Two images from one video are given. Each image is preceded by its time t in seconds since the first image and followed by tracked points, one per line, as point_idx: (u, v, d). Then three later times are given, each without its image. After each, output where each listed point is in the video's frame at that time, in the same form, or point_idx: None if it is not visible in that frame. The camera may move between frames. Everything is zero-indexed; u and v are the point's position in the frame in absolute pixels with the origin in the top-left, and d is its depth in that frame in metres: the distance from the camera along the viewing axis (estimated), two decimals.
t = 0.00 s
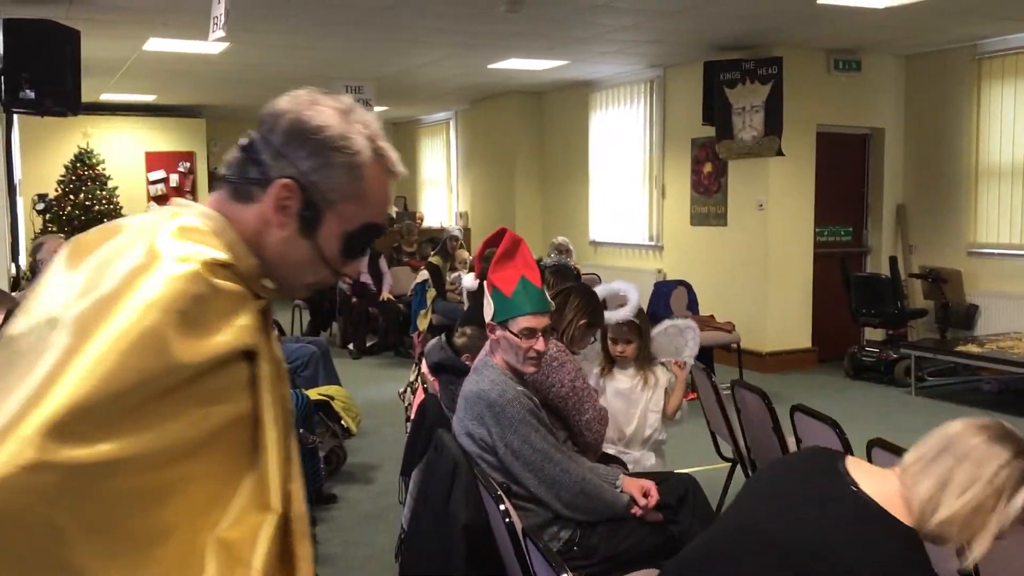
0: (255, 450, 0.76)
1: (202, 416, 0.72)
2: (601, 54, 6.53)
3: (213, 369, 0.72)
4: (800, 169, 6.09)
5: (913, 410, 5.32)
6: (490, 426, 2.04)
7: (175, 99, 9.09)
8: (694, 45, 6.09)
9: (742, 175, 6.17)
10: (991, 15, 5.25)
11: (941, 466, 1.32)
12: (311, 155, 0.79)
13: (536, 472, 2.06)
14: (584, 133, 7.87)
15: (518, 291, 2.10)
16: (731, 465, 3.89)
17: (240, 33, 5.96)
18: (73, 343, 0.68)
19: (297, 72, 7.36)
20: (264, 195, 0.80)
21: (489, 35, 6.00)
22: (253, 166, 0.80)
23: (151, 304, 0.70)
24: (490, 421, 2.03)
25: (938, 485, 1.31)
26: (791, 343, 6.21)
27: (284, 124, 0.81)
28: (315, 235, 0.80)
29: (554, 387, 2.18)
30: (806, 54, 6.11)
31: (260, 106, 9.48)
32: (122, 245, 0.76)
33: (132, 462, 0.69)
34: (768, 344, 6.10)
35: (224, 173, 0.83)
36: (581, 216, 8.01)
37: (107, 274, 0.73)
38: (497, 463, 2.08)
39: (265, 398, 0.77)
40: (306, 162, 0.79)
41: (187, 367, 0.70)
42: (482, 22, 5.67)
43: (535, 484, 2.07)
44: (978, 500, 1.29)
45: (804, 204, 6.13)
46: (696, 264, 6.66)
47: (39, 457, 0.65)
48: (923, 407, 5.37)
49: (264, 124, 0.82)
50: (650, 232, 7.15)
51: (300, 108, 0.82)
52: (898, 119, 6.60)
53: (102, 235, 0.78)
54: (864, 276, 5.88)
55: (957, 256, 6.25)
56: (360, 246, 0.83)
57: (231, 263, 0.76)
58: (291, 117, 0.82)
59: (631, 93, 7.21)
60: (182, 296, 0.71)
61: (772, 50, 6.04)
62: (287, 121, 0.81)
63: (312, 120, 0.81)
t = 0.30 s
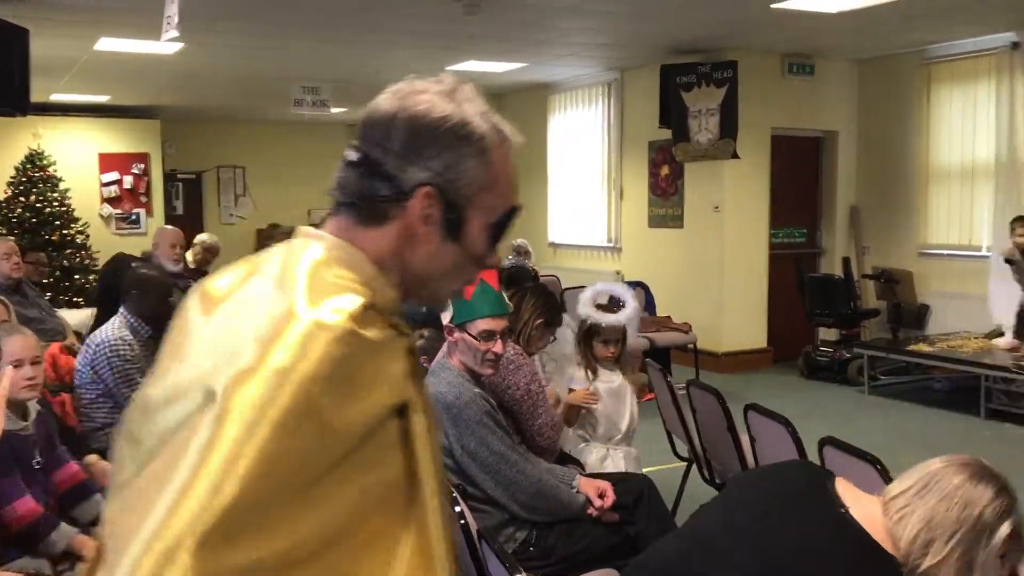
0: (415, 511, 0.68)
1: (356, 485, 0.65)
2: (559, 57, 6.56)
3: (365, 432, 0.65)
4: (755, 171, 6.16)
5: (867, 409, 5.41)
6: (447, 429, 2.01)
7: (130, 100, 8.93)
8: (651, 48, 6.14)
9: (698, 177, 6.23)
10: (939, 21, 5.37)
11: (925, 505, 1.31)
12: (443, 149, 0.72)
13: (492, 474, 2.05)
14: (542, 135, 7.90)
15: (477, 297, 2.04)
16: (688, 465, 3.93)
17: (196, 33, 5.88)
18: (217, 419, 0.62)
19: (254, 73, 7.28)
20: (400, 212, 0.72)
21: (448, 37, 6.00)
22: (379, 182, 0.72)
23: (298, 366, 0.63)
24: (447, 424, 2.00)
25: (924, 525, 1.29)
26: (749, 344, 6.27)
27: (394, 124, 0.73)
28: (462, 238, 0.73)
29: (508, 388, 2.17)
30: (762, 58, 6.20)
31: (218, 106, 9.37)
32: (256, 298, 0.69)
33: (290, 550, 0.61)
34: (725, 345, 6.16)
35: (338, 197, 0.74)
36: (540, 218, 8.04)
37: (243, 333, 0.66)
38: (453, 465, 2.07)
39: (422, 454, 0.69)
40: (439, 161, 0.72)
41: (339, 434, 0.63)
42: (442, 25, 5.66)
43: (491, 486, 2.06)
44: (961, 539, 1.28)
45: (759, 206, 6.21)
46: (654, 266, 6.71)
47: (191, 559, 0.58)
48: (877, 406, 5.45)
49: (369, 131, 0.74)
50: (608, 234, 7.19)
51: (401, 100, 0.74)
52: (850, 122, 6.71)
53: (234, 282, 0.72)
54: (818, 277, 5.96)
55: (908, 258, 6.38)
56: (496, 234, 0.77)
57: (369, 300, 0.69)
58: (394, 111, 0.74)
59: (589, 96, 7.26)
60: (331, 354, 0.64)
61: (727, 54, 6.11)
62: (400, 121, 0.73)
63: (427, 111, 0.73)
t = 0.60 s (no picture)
0: (487, 515, 0.59)
1: (393, 498, 0.55)
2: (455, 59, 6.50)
3: (417, 426, 0.56)
4: (649, 175, 6.24)
5: (758, 407, 5.54)
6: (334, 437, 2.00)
7: (3, 98, 8.41)
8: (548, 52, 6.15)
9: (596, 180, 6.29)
10: (824, 30, 5.56)
11: (805, 509, 1.50)
12: (545, 80, 0.62)
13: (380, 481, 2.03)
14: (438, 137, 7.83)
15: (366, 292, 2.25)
16: (581, 466, 3.92)
17: (74, 29, 5.57)
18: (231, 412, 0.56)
19: (138, 71, 6.96)
20: (507, 165, 0.62)
21: (343, 37, 5.86)
22: (476, 135, 0.61)
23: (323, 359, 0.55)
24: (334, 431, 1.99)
25: (804, 527, 1.48)
26: (644, 345, 6.35)
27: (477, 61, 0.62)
28: (574, 177, 0.65)
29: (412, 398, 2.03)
30: (656, 64, 6.29)
31: (99, 105, 8.92)
32: (308, 276, 0.61)
33: (314, 557, 0.54)
34: (622, 347, 6.23)
35: (418, 158, 0.64)
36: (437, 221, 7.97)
37: (286, 310, 0.59)
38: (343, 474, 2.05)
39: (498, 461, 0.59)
40: (546, 95, 0.62)
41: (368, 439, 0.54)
42: (336, 24, 5.52)
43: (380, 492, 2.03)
44: (835, 539, 1.47)
45: (654, 210, 6.29)
46: (551, 268, 6.72)
47: (195, 558, 0.53)
48: (768, 404, 5.59)
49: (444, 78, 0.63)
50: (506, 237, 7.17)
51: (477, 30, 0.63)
52: (740, 127, 6.87)
53: (291, 257, 0.65)
54: (710, 278, 6.06)
55: (794, 260, 6.57)
56: (597, 167, 0.69)
57: (449, 276, 0.59)
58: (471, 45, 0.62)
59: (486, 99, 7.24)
60: (368, 339, 0.55)
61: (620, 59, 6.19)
62: (483, 56, 0.62)
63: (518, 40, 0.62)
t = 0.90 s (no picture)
0: (535, 512, 0.66)
1: (451, 490, 0.62)
2: (315, 62, 6.39)
3: (474, 422, 0.63)
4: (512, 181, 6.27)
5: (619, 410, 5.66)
6: (180, 454, 2.00)
7: None
8: (408, 57, 6.13)
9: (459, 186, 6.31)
10: (675, 42, 5.76)
11: (645, 501, 1.52)
12: (585, 109, 0.68)
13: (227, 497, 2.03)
14: (299, 141, 7.67)
15: (205, 306, 2.29)
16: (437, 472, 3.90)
17: None
18: (299, 407, 0.61)
19: None
20: (554, 195, 0.68)
21: (195, 38, 5.67)
22: (526, 169, 0.67)
23: (390, 360, 0.61)
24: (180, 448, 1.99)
25: (644, 520, 1.51)
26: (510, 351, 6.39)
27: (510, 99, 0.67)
28: (616, 194, 0.71)
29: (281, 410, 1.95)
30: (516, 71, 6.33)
31: None
32: (363, 287, 0.67)
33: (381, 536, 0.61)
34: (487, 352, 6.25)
35: (472, 193, 0.70)
36: (299, 226, 7.79)
37: (344, 316, 0.66)
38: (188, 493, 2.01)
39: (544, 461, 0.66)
40: (586, 123, 0.68)
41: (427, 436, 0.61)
42: (186, 24, 5.33)
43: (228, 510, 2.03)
44: (676, 530, 1.50)
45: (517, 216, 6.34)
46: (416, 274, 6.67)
47: (266, 535, 0.59)
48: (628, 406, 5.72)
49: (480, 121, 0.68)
50: (370, 243, 7.08)
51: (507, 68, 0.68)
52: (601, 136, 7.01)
53: (347, 274, 0.71)
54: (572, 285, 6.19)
55: (654, 265, 6.77)
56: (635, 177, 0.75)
57: (502, 290, 0.66)
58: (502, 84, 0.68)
59: (347, 102, 7.14)
60: (431, 342, 0.62)
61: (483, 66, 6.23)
62: (523, 97, 0.67)
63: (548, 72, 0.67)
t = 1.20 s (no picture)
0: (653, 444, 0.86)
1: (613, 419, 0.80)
2: (178, 63, 6.14)
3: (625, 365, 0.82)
4: (386, 185, 6.23)
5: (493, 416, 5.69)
6: (24, 473, 1.85)
7: None
8: (276, 59, 5.97)
9: (330, 191, 6.18)
10: (544, 49, 5.83)
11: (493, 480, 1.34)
12: (657, 122, 0.88)
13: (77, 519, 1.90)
14: (163, 145, 7.38)
15: (54, 317, 1.93)
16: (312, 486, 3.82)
17: None
18: (510, 364, 0.76)
19: None
20: (638, 193, 0.89)
21: (44, 36, 5.35)
22: (620, 169, 0.87)
23: (571, 313, 0.78)
24: (23, 469, 1.84)
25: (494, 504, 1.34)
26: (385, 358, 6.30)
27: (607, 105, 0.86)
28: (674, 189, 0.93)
29: (131, 411, 2.05)
30: (386, 73, 6.21)
31: None
32: (521, 263, 0.83)
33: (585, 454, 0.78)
34: (361, 358, 6.16)
35: (567, 189, 0.89)
36: (164, 233, 7.48)
37: (522, 285, 0.81)
38: (34, 514, 1.90)
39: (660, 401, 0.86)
40: (660, 134, 0.89)
41: (606, 372, 0.79)
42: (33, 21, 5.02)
43: (77, 530, 1.90)
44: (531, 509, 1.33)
45: (391, 221, 6.29)
46: (286, 280, 6.51)
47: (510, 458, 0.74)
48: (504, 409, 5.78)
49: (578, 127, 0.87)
50: (238, 249, 6.85)
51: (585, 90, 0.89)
52: (474, 141, 6.85)
53: (480, 260, 0.86)
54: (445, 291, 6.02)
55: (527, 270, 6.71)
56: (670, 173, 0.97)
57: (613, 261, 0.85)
58: (595, 95, 0.87)
59: (213, 104, 6.90)
60: (597, 300, 0.80)
61: (354, 69, 6.12)
62: (610, 116, 0.87)
63: (635, 90, 0.88)
